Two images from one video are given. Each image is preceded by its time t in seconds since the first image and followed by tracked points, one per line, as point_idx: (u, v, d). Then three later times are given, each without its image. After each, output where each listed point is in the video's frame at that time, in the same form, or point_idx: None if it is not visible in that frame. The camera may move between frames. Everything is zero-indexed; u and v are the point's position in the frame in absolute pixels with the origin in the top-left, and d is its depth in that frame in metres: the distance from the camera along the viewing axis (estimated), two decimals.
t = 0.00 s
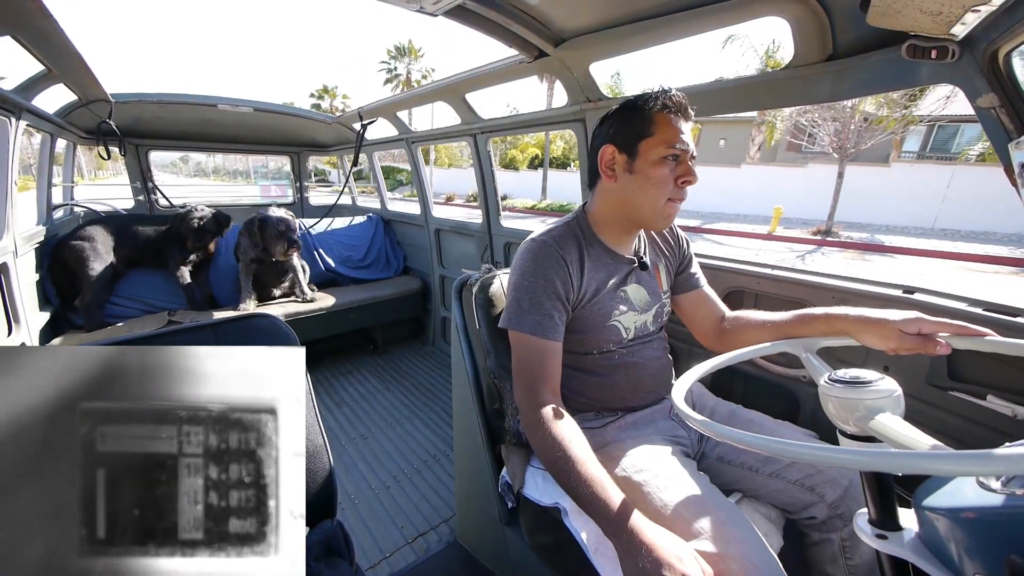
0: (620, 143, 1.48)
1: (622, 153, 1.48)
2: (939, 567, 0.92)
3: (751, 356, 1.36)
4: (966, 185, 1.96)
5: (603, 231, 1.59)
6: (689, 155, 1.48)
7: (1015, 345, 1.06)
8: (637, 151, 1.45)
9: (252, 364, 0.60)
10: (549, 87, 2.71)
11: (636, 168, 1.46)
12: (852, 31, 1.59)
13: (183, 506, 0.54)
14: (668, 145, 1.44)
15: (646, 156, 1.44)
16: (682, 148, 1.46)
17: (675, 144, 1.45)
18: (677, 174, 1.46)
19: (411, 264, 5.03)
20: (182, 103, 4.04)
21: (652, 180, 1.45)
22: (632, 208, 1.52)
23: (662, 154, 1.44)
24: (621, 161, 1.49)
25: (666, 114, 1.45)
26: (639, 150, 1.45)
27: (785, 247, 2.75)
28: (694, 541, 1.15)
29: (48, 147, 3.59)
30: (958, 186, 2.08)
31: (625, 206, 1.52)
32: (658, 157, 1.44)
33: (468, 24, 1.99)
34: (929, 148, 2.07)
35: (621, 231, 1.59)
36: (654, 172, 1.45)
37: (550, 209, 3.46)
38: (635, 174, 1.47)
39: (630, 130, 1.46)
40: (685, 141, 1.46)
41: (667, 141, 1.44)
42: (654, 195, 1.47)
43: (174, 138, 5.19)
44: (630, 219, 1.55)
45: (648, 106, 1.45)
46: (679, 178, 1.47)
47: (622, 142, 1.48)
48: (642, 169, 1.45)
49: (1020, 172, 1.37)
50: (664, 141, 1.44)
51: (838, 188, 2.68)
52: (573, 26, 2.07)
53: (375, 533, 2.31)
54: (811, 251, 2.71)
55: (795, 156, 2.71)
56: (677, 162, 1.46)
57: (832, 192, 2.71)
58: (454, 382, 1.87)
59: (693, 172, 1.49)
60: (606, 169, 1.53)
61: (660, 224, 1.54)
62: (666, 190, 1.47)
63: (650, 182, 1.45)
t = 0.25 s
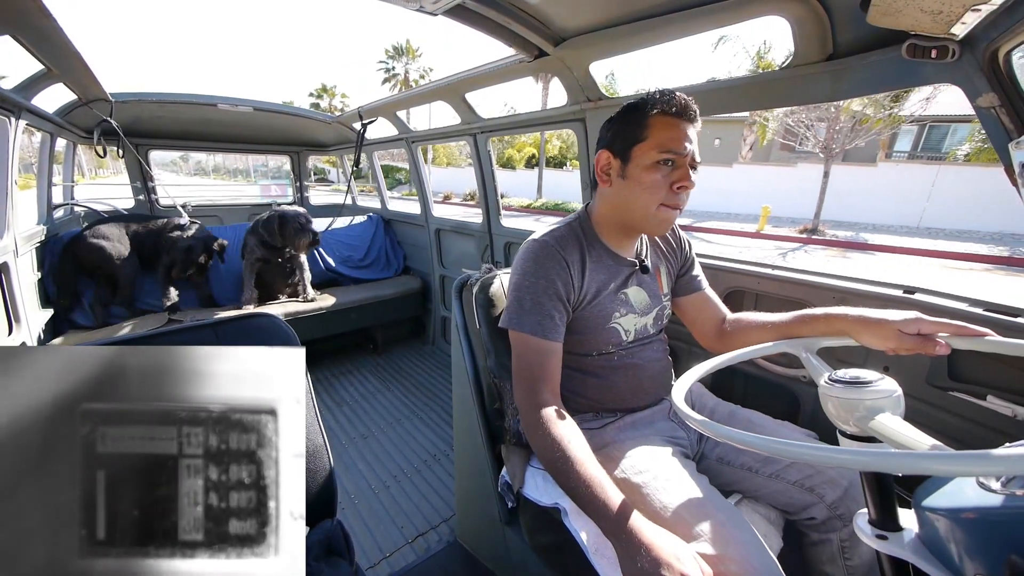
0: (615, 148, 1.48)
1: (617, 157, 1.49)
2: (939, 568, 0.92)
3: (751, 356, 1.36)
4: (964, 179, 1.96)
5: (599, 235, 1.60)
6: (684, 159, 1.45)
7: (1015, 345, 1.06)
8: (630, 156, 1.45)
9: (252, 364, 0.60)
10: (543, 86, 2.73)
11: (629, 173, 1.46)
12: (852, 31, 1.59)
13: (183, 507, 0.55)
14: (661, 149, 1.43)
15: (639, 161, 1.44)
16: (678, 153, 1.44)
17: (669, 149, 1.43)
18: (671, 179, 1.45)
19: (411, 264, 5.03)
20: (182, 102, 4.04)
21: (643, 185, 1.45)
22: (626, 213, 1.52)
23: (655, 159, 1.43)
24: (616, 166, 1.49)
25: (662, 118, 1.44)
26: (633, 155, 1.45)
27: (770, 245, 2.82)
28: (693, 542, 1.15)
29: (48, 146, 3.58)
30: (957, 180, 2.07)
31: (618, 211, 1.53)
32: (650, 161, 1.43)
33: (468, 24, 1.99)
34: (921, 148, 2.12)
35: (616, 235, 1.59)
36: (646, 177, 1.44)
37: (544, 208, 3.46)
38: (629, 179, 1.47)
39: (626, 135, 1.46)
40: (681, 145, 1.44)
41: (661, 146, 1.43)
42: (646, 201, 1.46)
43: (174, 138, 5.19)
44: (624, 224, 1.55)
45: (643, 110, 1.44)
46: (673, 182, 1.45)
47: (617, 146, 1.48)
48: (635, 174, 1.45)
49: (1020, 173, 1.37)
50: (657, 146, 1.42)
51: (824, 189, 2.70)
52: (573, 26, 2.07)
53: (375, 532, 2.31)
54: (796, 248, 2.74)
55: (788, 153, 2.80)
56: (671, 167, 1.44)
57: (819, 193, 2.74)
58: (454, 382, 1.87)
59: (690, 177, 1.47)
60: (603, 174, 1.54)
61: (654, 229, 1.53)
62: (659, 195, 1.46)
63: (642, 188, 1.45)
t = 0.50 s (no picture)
0: (605, 154, 1.53)
1: (607, 163, 1.53)
2: (939, 567, 0.92)
3: (751, 356, 1.36)
4: (953, 180, 1.99)
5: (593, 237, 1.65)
6: (667, 168, 1.42)
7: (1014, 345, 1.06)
8: (615, 163, 1.48)
9: (252, 364, 0.60)
10: (539, 87, 2.77)
11: (612, 180, 1.50)
12: (852, 31, 1.59)
13: (183, 506, 0.55)
14: (641, 157, 1.42)
15: (620, 168, 1.47)
16: (657, 161, 1.42)
17: (651, 156, 1.42)
18: (648, 188, 1.43)
19: (412, 264, 5.03)
20: (182, 102, 4.04)
21: (620, 192, 1.47)
22: (608, 219, 1.54)
23: (634, 166, 1.44)
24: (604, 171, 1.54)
25: (645, 125, 1.43)
26: (616, 161, 1.48)
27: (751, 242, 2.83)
28: (692, 541, 1.15)
29: (48, 146, 3.58)
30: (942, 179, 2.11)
31: (603, 216, 1.56)
32: (629, 169, 1.44)
33: (469, 24, 1.99)
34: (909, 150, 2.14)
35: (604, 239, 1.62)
36: (624, 185, 1.46)
37: (539, 206, 3.52)
38: (611, 186, 1.50)
39: (615, 141, 1.49)
40: (662, 154, 1.41)
41: (640, 153, 1.42)
42: (622, 208, 1.47)
43: (174, 138, 5.19)
44: (609, 229, 1.57)
45: (628, 117, 1.46)
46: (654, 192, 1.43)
47: (607, 152, 1.52)
48: (616, 181, 1.48)
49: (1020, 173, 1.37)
50: (637, 154, 1.43)
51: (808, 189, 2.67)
52: (573, 26, 2.07)
53: (375, 532, 2.31)
54: (776, 247, 2.70)
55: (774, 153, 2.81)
56: (648, 176, 1.43)
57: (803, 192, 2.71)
58: (454, 382, 1.87)
59: (672, 185, 1.43)
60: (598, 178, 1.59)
61: (634, 238, 1.52)
62: (633, 203, 1.45)
63: (621, 194, 1.47)
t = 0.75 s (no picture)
0: (604, 156, 1.54)
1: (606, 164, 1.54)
2: (939, 567, 0.92)
3: (751, 356, 1.36)
4: (939, 180, 2.01)
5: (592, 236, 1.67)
6: (661, 172, 1.42)
7: (1014, 344, 1.05)
8: (613, 165, 1.50)
9: (252, 365, 0.60)
10: (539, 86, 2.77)
11: (609, 182, 1.51)
12: (852, 30, 1.59)
13: (183, 507, 0.55)
14: (636, 161, 1.43)
15: (616, 171, 1.48)
16: (652, 165, 1.42)
17: (646, 160, 1.42)
18: (641, 192, 1.43)
19: (412, 263, 5.03)
20: (182, 101, 4.04)
21: (614, 195, 1.48)
22: (604, 220, 1.56)
23: (628, 170, 1.44)
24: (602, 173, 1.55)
25: (640, 128, 1.43)
26: (613, 164, 1.49)
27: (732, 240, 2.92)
28: (691, 542, 1.15)
29: (48, 145, 3.58)
30: (927, 178, 2.14)
31: (600, 217, 1.58)
32: (624, 172, 1.45)
33: (468, 23, 1.99)
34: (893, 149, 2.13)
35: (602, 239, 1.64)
36: (619, 188, 1.47)
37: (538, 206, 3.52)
38: (608, 188, 1.52)
39: (613, 143, 1.50)
40: (656, 158, 1.41)
41: (634, 157, 1.43)
42: (616, 211, 1.49)
43: (173, 137, 5.20)
44: (605, 230, 1.59)
45: (624, 120, 1.46)
46: (649, 196, 1.43)
47: (606, 153, 1.53)
48: (611, 184, 1.50)
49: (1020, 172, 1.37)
50: (632, 157, 1.43)
51: (786, 185, 2.69)
52: (573, 25, 2.07)
53: (375, 532, 2.32)
54: (753, 242, 2.82)
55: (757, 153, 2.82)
56: (643, 180, 1.43)
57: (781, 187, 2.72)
58: (454, 381, 1.88)
59: (665, 189, 1.43)
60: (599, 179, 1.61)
61: (629, 241, 1.54)
62: (626, 207, 1.46)
63: (616, 197, 1.48)
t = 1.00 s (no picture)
0: (606, 155, 1.55)
1: (608, 163, 1.56)
2: (939, 567, 0.92)
3: (752, 356, 1.36)
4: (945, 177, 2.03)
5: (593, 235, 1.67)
6: (659, 171, 1.42)
7: (1015, 344, 1.05)
8: (613, 164, 1.51)
9: (254, 365, 0.60)
10: (539, 87, 2.77)
11: (609, 180, 1.52)
12: (853, 30, 1.59)
13: (183, 507, 0.55)
14: (634, 160, 1.44)
15: (616, 169, 1.49)
16: (649, 165, 1.42)
17: (643, 160, 1.42)
18: (637, 191, 1.44)
19: (412, 263, 5.03)
20: (182, 101, 4.04)
21: (613, 192, 1.49)
22: (603, 218, 1.57)
23: (626, 169, 1.45)
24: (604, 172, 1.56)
25: (640, 128, 1.44)
26: (614, 163, 1.50)
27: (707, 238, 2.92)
28: (691, 541, 1.15)
29: (49, 145, 3.58)
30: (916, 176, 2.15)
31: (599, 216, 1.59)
32: (622, 171, 1.46)
33: (469, 23, 1.99)
34: (882, 150, 2.16)
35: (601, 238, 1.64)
36: (617, 186, 1.48)
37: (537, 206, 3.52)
38: (608, 186, 1.53)
39: (616, 143, 1.51)
40: (654, 158, 1.42)
41: (633, 156, 1.44)
42: (613, 210, 1.50)
43: (174, 137, 5.21)
44: (604, 229, 1.59)
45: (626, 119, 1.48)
46: (646, 195, 1.43)
47: (609, 153, 1.54)
48: (611, 182, 1.51)
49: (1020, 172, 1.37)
50: (631, 156, 1.44)
51: (766, 185, 2.73)
52: (574, 25, 2.07)
53: (375, 531, 2.32)
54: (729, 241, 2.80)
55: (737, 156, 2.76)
56: (640, 178, 1.44)
57: (759, 189, 2.80)
58: (454, 381, 1.88)
59: (661, 189, 1.43)
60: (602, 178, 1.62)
61: (623, 240, 1.54)
62: (622, 206, 1.47)
63: (615, 195, 1.49)
